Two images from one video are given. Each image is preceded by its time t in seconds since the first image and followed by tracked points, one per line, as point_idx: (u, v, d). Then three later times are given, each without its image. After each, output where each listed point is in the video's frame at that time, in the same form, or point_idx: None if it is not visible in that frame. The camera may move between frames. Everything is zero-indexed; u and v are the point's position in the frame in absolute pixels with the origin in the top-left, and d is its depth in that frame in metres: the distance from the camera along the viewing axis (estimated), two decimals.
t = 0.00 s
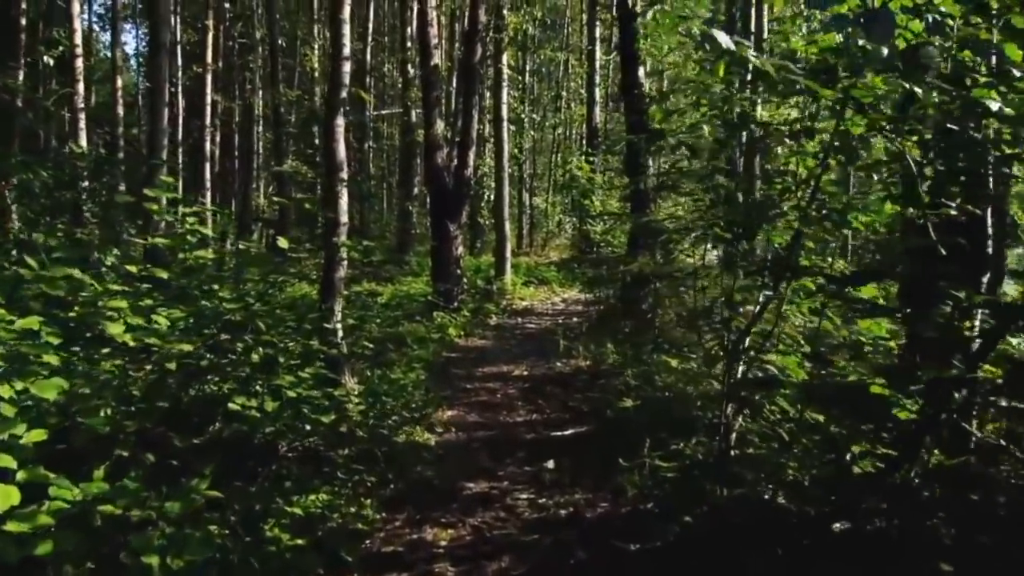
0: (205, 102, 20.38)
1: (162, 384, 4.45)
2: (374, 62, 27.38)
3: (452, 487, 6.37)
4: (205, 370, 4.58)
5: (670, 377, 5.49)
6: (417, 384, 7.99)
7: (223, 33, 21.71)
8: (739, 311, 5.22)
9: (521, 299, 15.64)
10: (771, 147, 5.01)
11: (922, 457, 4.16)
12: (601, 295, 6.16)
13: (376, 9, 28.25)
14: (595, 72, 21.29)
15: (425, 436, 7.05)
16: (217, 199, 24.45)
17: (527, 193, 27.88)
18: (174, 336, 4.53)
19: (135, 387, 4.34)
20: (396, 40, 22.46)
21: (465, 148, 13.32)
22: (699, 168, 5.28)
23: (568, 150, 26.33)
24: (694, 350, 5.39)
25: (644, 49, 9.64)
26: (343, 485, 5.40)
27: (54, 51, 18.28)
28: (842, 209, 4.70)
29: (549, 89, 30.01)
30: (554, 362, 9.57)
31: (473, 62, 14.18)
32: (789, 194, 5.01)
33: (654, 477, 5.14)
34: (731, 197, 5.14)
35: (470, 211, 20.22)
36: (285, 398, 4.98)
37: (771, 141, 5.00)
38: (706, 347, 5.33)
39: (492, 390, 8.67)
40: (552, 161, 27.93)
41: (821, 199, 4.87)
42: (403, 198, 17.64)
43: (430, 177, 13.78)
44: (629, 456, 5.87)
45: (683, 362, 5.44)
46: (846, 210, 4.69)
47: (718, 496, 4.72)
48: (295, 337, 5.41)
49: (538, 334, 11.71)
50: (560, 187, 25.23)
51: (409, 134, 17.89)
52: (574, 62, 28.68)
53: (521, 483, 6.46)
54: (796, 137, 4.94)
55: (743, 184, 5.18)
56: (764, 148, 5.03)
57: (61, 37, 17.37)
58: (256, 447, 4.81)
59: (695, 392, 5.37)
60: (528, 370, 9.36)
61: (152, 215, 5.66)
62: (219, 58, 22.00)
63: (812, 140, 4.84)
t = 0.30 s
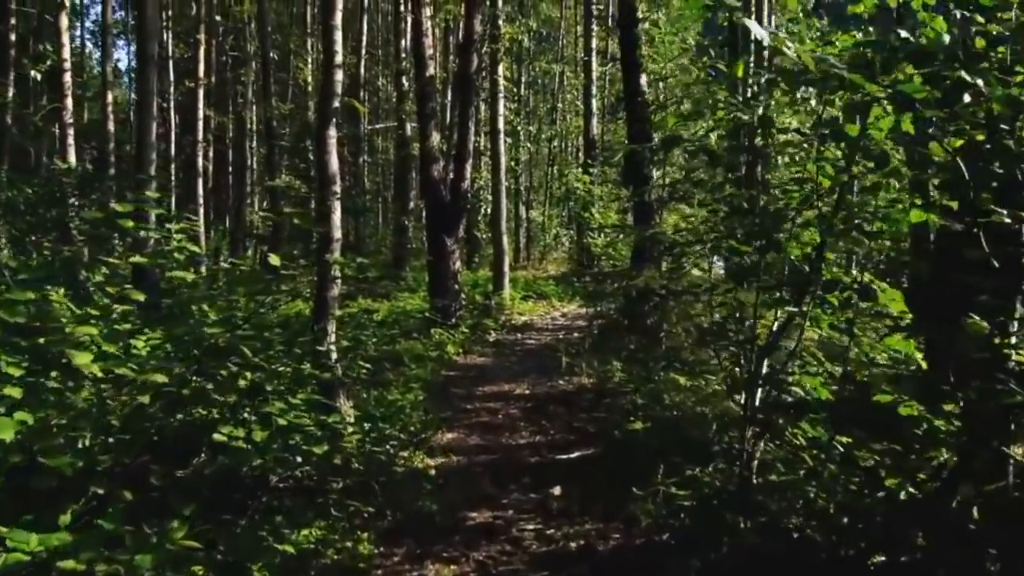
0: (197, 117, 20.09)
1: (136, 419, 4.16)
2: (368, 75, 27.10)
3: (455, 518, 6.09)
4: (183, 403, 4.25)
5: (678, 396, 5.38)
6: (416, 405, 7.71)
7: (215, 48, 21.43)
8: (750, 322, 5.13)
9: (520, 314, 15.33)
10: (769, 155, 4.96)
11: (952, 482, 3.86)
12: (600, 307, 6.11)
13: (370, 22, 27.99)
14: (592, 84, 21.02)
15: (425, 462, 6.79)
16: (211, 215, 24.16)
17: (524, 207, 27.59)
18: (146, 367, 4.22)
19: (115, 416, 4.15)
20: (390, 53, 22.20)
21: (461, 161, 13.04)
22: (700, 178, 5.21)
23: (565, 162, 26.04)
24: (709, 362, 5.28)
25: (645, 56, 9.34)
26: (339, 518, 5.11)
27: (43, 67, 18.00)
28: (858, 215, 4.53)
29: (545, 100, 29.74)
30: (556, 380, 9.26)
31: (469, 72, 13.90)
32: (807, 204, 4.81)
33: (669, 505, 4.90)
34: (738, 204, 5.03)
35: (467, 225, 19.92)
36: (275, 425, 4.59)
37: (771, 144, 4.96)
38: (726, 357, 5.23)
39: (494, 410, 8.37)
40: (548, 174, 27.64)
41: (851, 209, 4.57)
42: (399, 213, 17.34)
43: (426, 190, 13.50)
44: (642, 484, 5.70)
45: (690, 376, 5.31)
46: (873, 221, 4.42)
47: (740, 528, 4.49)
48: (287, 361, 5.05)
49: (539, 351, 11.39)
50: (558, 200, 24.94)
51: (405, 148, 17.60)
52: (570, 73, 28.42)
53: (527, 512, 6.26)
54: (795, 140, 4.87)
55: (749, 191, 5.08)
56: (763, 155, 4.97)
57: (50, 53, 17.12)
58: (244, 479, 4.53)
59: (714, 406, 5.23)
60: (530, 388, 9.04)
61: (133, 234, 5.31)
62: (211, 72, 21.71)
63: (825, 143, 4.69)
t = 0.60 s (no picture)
0: (188, 131, 19.78)
1: (114, 446, 4.03)
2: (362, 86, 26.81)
3: (457, 548, 5.82)
4: (161, 429, 4.09)
5: (687, 411, 5.23)
6: (414, 424, 7.44)
7: (205, 60, 21.12)
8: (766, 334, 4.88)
9: (519, 327, 15.03)
10: (770, 159, 4.93)
11: (987, 500, 3.57)
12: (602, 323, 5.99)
13: (364, 33, 27.71)
14: (589, 93, 20.76)
15: (425, 485, 6.54)
16: (204, 230, 23.84)
17: (521, 218, 27.29)
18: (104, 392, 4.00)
19: (88, 444, 4.04)
20: (384, 63, 21.90)
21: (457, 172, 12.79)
22: (712, 179, 5.03)
23: (562, 172, 25.78)
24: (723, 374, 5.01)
25: (647, 59, 9.06)
26: (335, 552, 4.82)
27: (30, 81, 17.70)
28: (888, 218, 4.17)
29: (541, 110, 29.45)
30: (558, 394, 8.96)
31: (464, 80, 13.60)
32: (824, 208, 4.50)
33: (685, 531, 4.69)
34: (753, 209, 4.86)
35: (464, 236, 19.62)
36: (263, 451, 4.33)
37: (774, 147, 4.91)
38: (745, 370, 4.93)
39: (495, 428, 8.07)
40: (545, 184, 27.38)
41: (877, 213, 4.25)
42: (394, 225, 17.05)
43: (422, 202, 13.21)
44: (656, 510, 5.49)
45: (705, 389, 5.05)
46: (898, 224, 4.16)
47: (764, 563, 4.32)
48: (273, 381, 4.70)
49: (540, 365, 11.09)
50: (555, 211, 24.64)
51: (400, 158, 17.33)
52: (565, 83, 28.16)
53: (532, 539, 6.07)
54: (797, 146, 4.86)
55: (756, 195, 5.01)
56: (765, 159, 4.94)
57: (38, 67, 16.85)
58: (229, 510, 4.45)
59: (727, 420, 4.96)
60: (531, 404, 8.75)
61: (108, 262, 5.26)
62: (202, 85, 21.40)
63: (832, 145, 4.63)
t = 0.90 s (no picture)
0: (178, 138, 19.45)
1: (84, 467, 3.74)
2: (355, 92, 26.49)
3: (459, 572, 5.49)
4: (135, 447, 4.32)
5: (697, 423, 5.16)
6: (411, 438, 7.15)
7: (195, 66, 20.80)
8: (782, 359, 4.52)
9: (517, 336, 14.70)
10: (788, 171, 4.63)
11: None
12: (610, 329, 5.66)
13: (356, 39, 27.41)
14: (585, 98, 20.46)
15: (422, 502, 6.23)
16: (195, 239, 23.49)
17: (517, 225, 26.96)
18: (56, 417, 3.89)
19: (59, 465, 4.25)
20: (376, 69, 21.60)
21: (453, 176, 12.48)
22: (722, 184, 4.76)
23: (557, 179, 25.47)
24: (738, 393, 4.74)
25: (650, 58, 8.76)
26: None
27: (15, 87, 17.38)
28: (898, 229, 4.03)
29: (535, 116, 29.13)
30: (560, 405, 8.64)
31: (460, 82, 13.28)
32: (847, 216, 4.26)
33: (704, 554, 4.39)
34: (770, 211, 4.55)
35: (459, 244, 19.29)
36: (249, 472, 4.27)
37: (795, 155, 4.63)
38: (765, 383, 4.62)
39: (495, 441, 7.75)
40: (540, 192, 27.03)
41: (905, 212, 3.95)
42: (388, 233, 16.73)
43: (417, 208, 12.90)
44: (673, 531, 5.43)
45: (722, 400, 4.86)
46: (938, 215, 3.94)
47: None
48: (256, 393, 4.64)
49: (539, 374, 10.75)
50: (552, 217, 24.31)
51: (393, 164, 17.02)
52: (561, 89, 27.84)
53: (539, 562, 5.73)
54: (804, 158, 4.59)
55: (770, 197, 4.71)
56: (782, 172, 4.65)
57: (25, 75, 16.57)
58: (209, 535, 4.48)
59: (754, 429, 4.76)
60: (532, 416, 8.42)
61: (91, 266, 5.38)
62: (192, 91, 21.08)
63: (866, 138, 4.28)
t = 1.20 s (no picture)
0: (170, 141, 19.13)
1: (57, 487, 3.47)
2: (349, 96, 26.20)
3: None
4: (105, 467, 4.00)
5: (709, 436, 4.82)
6: (408, 451, 6.88)
7: (188, 69, 20.50)
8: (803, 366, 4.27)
9: (515, 343, 14.41)
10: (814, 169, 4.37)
11: None
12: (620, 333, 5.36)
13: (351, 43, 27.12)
14: (583, 102, 20.20)
15: (419, 519, 5.96)
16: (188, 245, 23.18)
17: (513, 231, 26.66)
18: (7, 437, 3.61)
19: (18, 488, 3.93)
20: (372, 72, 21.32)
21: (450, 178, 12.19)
22: (737, 183, 4.49)
23: (553, 185, 25.19)
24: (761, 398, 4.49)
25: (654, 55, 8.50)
26: None
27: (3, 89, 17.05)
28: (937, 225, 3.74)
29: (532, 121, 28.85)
30: (562, 414, 8.34)
31: (458, 81, 12.97)
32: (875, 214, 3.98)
33: None
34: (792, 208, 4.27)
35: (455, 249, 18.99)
36: (234, 490, 4.00)
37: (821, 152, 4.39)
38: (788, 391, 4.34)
39: (495, 452, 7.46)
40: (536, 197, 26.75)
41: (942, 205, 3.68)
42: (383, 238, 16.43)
43: (413, 211, 12.60)
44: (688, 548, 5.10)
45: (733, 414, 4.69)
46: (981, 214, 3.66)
47: None
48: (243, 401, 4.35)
49: (539, 382, 10.46)
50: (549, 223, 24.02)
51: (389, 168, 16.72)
52: (556, 94, 27.60)
53: None
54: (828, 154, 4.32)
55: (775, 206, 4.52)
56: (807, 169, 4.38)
57: (11, 76, 16.23)
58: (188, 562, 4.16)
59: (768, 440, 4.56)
60: (533, 425, 8.12)
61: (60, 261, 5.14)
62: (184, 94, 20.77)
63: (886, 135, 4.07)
